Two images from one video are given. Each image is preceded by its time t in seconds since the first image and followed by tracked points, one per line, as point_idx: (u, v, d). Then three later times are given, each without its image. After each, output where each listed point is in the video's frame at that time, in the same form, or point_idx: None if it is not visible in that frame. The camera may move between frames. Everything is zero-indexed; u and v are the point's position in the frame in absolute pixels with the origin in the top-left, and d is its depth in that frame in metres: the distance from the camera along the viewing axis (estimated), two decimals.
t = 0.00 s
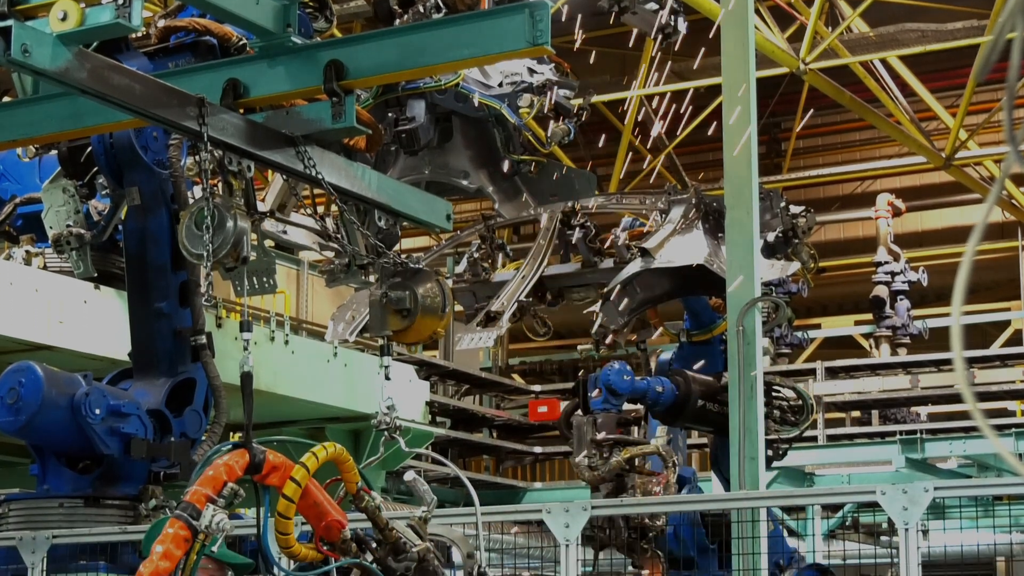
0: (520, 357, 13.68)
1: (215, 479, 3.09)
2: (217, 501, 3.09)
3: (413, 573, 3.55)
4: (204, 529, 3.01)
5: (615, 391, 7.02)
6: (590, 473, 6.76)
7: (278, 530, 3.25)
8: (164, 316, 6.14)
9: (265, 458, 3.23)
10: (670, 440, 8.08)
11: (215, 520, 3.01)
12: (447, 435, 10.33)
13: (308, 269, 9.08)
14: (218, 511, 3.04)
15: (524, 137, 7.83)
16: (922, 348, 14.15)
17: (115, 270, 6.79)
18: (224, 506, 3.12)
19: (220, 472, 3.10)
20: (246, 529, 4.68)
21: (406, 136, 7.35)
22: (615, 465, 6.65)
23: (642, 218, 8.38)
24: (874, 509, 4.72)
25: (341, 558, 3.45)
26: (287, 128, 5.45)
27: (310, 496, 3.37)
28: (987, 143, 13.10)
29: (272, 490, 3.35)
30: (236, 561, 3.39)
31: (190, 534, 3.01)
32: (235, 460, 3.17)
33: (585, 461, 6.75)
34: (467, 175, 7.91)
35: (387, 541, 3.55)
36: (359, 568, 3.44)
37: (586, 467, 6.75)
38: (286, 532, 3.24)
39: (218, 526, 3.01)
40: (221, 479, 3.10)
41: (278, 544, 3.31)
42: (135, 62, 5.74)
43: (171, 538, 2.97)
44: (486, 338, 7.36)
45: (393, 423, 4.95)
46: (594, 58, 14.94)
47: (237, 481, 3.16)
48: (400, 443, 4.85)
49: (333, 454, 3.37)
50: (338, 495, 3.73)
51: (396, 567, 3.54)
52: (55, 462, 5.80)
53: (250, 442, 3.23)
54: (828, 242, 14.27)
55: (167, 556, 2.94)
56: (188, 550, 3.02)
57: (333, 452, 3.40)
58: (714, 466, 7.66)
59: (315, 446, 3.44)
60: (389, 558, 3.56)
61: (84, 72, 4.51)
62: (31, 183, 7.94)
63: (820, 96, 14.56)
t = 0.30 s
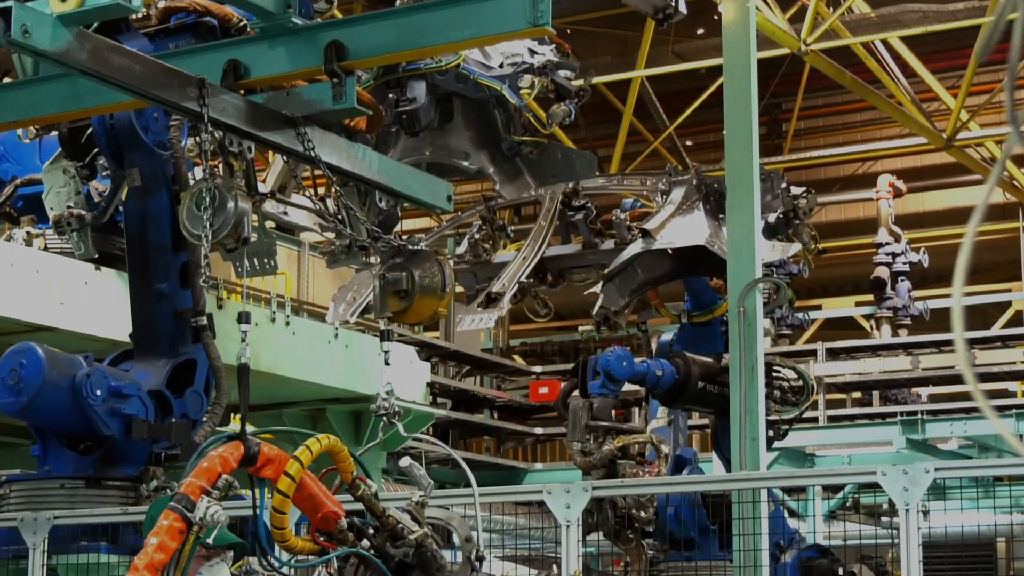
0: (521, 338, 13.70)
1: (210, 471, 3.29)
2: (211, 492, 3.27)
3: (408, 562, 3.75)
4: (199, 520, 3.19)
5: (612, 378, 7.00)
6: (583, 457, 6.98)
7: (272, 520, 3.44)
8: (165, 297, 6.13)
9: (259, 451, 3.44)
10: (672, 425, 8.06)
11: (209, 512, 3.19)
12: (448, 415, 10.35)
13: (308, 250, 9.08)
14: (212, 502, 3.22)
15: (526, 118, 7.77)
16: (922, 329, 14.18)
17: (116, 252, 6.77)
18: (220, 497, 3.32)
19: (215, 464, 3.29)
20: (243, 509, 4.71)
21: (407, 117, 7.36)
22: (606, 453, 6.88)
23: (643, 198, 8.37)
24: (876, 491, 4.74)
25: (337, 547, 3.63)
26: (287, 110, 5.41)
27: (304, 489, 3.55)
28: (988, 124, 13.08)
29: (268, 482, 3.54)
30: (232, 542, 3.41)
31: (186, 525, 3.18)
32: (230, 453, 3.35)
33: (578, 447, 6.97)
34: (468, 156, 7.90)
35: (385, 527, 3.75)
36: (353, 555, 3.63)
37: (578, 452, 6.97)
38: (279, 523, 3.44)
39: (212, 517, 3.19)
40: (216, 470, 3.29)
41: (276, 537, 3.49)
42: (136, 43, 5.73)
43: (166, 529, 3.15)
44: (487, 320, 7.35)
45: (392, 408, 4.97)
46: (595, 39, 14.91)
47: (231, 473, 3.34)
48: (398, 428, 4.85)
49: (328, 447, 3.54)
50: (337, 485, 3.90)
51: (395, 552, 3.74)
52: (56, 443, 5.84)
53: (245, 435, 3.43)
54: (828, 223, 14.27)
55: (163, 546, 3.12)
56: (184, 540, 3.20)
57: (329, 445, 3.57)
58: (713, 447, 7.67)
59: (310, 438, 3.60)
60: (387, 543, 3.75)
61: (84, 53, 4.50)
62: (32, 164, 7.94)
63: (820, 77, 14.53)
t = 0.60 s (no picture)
0: (521, 315, 13.71)
1: (196, 484, 3.22)
2: (197, 505, 3.20)
3: (404, 552, 3.95)
4: (185, 534, 3.12)
5: (614, 353, 7.01)
6: (579, 432, 6.93)
7: (261, 529, 3.47)
8: (167, 274, 6.12)
9: (246, 461, 3.44)
10: (674, 401, 8.04)
11: (195, 525, 3.13)
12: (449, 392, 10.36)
13: (309, 226, 9.07)
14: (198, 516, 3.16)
15: (527, 94, 7.75)
16: (923, 306, 14.19)
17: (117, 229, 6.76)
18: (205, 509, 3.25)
19: (201, 477, 3.23)
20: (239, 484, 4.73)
21: (408, 94, 7.25)
22: (602, 430, 6.85)
23: (645, 175, 8.35)
24: (877, 468, 4.76)
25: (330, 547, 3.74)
26: (287, 86, 5.41)
27: (294, 495, 3.63)
28: (990, 101, 13.06)
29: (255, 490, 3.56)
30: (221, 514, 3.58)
31: (170, 538, 3.10)
32: (217, 464, 3.32)
33: (573, 422, 6.90)
34: (469, 133, 7.88)
35: (379, 520, 3.93)
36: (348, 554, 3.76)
37: (573, 427, 6.91)
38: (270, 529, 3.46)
39: (198, 530, 3.13)
40: (202, 483, 3.23)
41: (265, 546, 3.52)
42: (137, 20, 5.75)
43: (150, 543, 3.05)
44: (489, 296, 7.33)
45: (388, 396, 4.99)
46: (595, 14, 14.86)
47: (217, 485, 3.29)
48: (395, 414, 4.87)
49: (314, 451, 3.61)
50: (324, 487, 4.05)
51: (390, 545, 3.94)
52: (58, 419, 5.85)
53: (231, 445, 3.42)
54: (829, 200, 14.26)
55: (147, 560, 3.03)
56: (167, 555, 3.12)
57: (316, 450, 3.65)
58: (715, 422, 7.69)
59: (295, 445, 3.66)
60: (381, 534, 3.95)
61: (84, 30, 4.48)
62: (33, 141, 7.92)
63: (821, 53, 14.48)
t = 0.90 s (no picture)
0: (522, 292, 13.74)
1: (174, 496, 2.88)
2: (176, 518, 2.87)
3: (382, 558, 3.45)
4: (162, 545, 2.82)
5: (614, 329, 7.00)
6: (579, 407, 6.98)
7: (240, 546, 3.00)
8: (167, 251, 6.15)
9: (227, 475, 3.04)
10: (674, 378, 8.03)
11: (174, 536, 2.84)
12: (449, 369, 10.37)
13: (309, 203, 9.07)
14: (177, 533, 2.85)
15: (527, 71, 7.78)
16: (923, 283, 14.20)
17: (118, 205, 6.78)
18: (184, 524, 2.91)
19: (179, 488, 2.88)
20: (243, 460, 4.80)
21: (408, 70, 7.33)
22: (603, 405, 6.91)
23: (646, 152, 8.33)
24: (878, 445, 4.77)
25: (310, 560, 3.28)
26: (287, 63, 5.37)
27: (272, 512, 3.17)
28: (991, 77, 13.03)
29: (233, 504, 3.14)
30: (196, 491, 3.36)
31: (148, 552, 2.81)
32: (196, 477, 2.95)
33: (574, 397, 6.95)
34: (470, 110, 7.85)
35: (352, 524, 3.43)
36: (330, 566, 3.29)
37: (574, 402, 6.95)
38: (247, 553, 3.00)
39: (175, 543, 2.83)
40: (181, 495, 2.88)
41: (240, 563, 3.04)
42: None
43: (126, 558, 2.78)
44: (489, 273, 7.29)
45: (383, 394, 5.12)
46: None
47: (198, 498, 2.94)
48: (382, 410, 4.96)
49: (295, 466, 3.19)
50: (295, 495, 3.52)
51: (367, 550, 3.44)
52: (59, 397, 5.84)
53: (212, 457, 3.04)
54: (830, 177, 14.25)
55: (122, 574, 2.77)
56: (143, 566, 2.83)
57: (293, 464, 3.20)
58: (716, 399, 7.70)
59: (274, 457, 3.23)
60: (356, 537, 3.45)
61: (83, 6, 4.46)
62: (33, 118, 7.90)
63: (822, 29, 14.44)
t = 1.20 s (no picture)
0: (523, 270, 13.75)
1: (131, 489, 2.46)
2: (137, 514, 2.46)
3: (351, 559, 2.87)
4: (123, 544, 2.41)
5: (615, 307, 7.02)
6: (580, 384, 6.99)
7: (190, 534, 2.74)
8: (166, 229, 6.14)
9: (182, 464, 2.61)
10: (673, 356, 8.08)
11: (136, 535, 2.43)
12: (450, 347, 10.39)
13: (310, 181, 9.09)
14: (138, 525, 2.44)
15: (527, 48, 7.52)
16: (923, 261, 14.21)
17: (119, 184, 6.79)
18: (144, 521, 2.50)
19: (136, 483, 2.47)
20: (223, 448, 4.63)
21: (409, 48, 7.36)
22: (604, 383, 6.92)
23: (647, 129, 8.33)
24: (879, 423, 4.78)
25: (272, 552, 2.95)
26: (286, 41, 5.23)
27: (230, 502, 2.80)
28: (992, 54, 13.00)
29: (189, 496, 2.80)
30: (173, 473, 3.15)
31: (110, 552, 2.40)
32: (153, 469, 2.52)
33: (575, 375, 6.96)
34: (470, 87, 7.77)
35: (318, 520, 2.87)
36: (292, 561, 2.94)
37: (575, 379, 6.97)
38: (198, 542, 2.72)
39: (139, 541, 2.43)
40: (138, 489, 2.47)
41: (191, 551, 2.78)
42: None
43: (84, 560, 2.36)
44: (490, 251, 7.30)
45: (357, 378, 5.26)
46: None
47: (156, 492, 2.52)
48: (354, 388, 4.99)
49: (257, 456, 2.81)
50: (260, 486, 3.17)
51: (336, 552, 2.86)
52: (60, 375, 5.87)
53: (167, 447, 2.59)
54: (831, 155, 14.24)
55: None
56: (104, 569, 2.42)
57: (257, 454, 2.82)
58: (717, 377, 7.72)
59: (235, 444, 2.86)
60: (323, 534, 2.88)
61: None
62: (33, 96, 7.89)
63: (824, 6, 14.40)
